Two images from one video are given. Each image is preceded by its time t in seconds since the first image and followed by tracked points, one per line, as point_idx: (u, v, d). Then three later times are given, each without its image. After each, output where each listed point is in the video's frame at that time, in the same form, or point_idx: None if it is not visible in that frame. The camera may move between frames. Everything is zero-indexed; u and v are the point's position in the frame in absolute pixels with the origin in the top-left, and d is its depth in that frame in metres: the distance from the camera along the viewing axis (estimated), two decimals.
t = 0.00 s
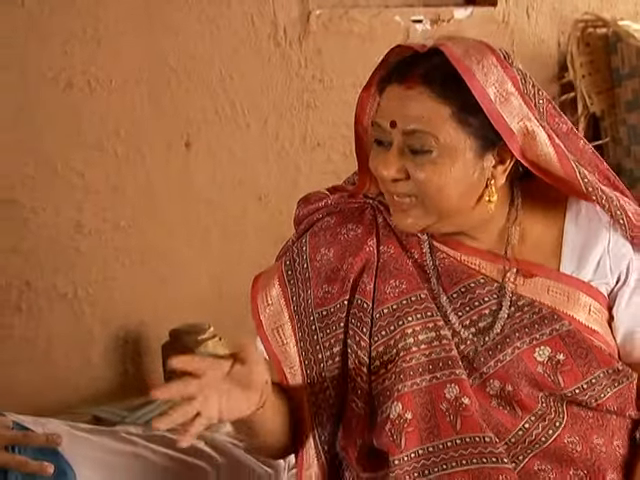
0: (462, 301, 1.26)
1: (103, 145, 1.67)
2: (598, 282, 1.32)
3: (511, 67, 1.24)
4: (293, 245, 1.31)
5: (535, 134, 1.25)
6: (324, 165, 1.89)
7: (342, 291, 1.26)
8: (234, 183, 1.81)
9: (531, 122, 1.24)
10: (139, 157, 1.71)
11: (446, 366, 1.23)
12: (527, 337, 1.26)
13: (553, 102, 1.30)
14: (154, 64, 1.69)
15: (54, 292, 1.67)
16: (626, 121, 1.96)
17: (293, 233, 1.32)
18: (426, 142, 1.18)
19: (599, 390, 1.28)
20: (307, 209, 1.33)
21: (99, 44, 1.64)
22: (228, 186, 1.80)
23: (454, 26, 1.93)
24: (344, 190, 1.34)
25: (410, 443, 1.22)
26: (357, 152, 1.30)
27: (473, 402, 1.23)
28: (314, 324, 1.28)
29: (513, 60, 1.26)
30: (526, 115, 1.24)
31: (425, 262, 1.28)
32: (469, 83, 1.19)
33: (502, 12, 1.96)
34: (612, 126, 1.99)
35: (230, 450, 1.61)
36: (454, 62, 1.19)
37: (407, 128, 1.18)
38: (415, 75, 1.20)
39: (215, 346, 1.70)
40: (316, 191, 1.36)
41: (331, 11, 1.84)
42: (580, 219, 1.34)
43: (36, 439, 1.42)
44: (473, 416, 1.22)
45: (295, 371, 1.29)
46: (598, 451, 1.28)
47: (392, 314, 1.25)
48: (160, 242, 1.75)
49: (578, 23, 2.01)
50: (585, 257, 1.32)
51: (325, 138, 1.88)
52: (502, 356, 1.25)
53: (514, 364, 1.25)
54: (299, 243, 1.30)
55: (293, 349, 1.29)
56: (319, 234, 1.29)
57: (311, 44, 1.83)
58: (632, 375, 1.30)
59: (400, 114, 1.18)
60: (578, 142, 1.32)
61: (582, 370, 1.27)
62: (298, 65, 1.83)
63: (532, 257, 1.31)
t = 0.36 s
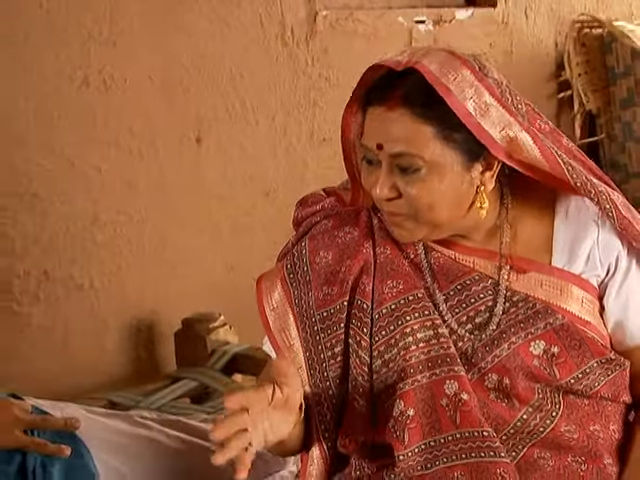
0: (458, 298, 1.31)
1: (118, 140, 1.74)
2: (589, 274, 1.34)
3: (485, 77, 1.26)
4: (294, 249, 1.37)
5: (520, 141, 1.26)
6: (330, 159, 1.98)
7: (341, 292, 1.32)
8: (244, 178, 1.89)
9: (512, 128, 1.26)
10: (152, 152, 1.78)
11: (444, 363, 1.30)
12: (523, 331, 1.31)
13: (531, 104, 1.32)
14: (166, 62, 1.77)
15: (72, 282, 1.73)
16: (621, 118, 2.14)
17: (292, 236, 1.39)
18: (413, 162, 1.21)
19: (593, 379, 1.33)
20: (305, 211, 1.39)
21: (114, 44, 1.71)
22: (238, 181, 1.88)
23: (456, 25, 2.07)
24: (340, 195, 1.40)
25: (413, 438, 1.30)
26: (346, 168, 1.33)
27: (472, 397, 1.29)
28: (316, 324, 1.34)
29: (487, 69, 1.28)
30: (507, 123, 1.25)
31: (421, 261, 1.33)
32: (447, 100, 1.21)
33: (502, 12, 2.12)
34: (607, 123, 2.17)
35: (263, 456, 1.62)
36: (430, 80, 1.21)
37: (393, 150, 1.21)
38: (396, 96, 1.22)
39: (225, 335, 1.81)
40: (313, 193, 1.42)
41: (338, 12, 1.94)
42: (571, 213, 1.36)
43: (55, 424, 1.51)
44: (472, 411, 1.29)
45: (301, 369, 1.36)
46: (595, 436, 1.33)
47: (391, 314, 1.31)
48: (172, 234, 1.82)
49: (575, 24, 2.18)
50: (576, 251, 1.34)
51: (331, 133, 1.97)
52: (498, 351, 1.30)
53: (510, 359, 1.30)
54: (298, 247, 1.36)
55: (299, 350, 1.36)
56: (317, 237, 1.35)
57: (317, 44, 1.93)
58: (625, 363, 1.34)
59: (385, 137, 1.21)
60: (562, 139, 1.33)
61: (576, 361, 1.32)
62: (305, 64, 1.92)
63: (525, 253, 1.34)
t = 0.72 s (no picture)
0: (458, 292, 1.38)
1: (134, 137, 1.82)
2: (585, 267, 1.38)
3: (470, 80, 1.32)
4: (298, 249, 1.45)
5: (506, 137, 1.32)
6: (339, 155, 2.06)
7: (345, 289, 1.39)
8: (255, 174, 1.96)
9: (499, 127, 1.31)
10: (168, 149, 1.86)
11: (446, 357, 1.35)
12: (521, 324, 1.36)
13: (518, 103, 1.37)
14: (180, 62, 1.84)
15: (91, 273, 1.81)
16: (618, 115, 2.22)
17: (297, 234, 1.47)
18: (407, 168, 1.28)
19: (590, 368, 1.36)
20: (309, 211, 1.47)
21: (130, 45, 1.79)
22: (250, 176, 1.96)
23: (460, 26, 2.14)
24: (342, 196, 1.47)
25: (417, 430, 1.35)
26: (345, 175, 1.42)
27: (473, 389, 1.34)
28: (321, 321, 1.42)
29: (471, 72, 1.34)
30: (493, 122, 1.31)
31: (421, 258, 1.40)
32: (433, 104, 1.27)
33: (504, 14, 2.20)
34: (605, 120, 2.26)
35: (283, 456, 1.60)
36: (417, 86, 1.27)
37: (386, 157, 1.28)
38: (385, 105, 1.29)
39: (237, 323, 1.91)
40: (317, 192, 1.50)
41: (346, 13, 2.01)
42: (566, 207, 1.40)
43: (75, 408, 1.57)
44: (473, 403, 1.34)
45: (307, 363, 1.43)
46: (594, 424, 1.36)
47: (394, 309, 1.37)
48: (186, 227, 1.90)
49: (575, 24, 2.26)
50: (571, 244, 1.38)
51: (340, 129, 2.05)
52: (498, 343, 1.36)
53: (510, 351, 1.36)
54: (303, 247, 1.44)
55: (305, 345, 1.43)
56: (321, 236, 1.43)
57: (326, 44, 2.00)
58: (621, 351, 1.37)
59: (377, 145, 1.28)
60: (553, 136, 1.38)
61: (574, 352, 1.36)
62: (314, 62, 1.99)
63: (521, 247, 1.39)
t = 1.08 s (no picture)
0: (464, 277, 1.43)
1: (152, 133, 1.89)
2: (587, 256, 1.44)
3: (486, 62, 1.38)
4: (311, 235, 1.51)
5: (515, 119, 1.38)
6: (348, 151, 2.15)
7: (355, 273, 1.46)
8: (268, 169, 2.04)
9: (509, 109, 1.37)
10: (184, 146, 1.93)
11: (451, 338, 1.42)
12: (523, 309, 1.42)
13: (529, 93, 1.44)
14: (197, 62, 1.92)
15: (111, 264, 1.89)
16: (618, 113, 2.40)
17: (310, 222, 1.53)
18: (420, 138, 1.34)
19: (589, 353, 1.43)
20: (322, 200, 1.53)
21: (148, 45, 1.87)
22: (263, 171, 2.04)
23: (465, 27, 2.26)
24: (353, 183, 1.52)
25: (423, 407, 1.42)
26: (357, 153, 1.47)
27: (477, 369, 1.41)
28: (332, 303, 1.48)
29: (487, 57, 1.40)
30: (504, 103, 1.37)
31: (429, 243, 1.45)
32: (449, 81, 1.33)
33: (508, 15, 2.32)
34: (605, 118, 2.44)
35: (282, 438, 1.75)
36: (435, 64, 1.34)
37: (401, 126, 1.34)
38: (403, 81, 1.35)
39: (250, 313, 1.99)
40: (329, 182, 1.55)
41: (355, 15, 2.10)
42: (569, 198, 1.46)
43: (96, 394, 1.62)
44: (477, 383, 1.41)
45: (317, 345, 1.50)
46: (593, 406, 1.43)
47: (401, 292, 1.44)
48: (202, 220, 1.98)
49: (575, 26, 2.45)
50: (573, 234, 1.44)
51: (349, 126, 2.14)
52: (501, 327, 1.42)
53: (512, 334, 1.42)
54: (315, 233, 1.51)
55: (315, 326, 1.50)
56: (333, 224, 1.49)
57: (337, 44, 2.09)
58: (620, 338, 1.43)
59: (394, 116, 1.35)
60: (559, 127, 1.45)
61: (574, 337, 1.42)
62: (325, 62, 2.08)
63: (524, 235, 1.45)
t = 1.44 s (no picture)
0: (470, 268, 1.50)
1: (168, 130, 1.97)
2: (589, 249, 1.51)
3: (496, 68, 1.45)
4: (323, 226, 1.56)
5: (524, 124, 1.45)
6: (357, 148, 2.22)
7: (367, 263, 1.52)
8: (279, 165, 2.12)
9: (517, 113, 1.45)
10: (199, 144, 2.01)
11: (458, 326, 1.49)
12: (528, 299, 1.48)
13: (538, 95, 1.50)
14: (211, 62, 2.00)
15: (128, 257, 1.96)
16: (617, 112, 2.52)
17: (322, 213, 1.57)
18: (430, 142, 1.41)
19: (591, 341, 1.50)
20: (333, 193, 1.57)
21: (164, 45, 1.94)
22: (274, 167, 2.11)
23: (469, 28, 2.33)
24: (364, 176, 1.58)
25: (429, 393, 1.50)
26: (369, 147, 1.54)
27: (482, 356, 1.48)
28: (345, 291, 1.53)
29: (498, 62, 1.46)
30: (514, 108, 1.44)
31: (437, 235, 1.51)
32: (461, 88, 1.40)
33: (510, 17, 2.39)
34: (605, 116, 2.55)
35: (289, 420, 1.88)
36: (447, 70, 1.41)
37: (412, 131, 1.41)
38: (416, 85, 1.42)
39: (262, 303, 2.06)
40: (341, 176, 1.60)
41: (364, 16, 2.17)
42: (572, 194, 1.53)
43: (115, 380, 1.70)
44: (483, 369, 1.48)
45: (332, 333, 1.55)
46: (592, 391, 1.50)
47: (411, 281, 1.49)
48: (216, 215, 2.06)
49: (575, 27, 2.52)
50: (576, 228, 1.51)
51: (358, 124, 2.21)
52: (506, 316, 1.48)
53: (516, 323, 1.48)
54: (327, 224, 1.55)
55: (330, 314, 1.55)
56: (345, 215, 1.54)
57: (346, 45, 2.16)
58: (619, 326, 1.50)
59: (405, 120, 1.42)
60: (567, 128, 1.51)
61: (576, 326, 1.49)
62: (335, 62, 2.16)
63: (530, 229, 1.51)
